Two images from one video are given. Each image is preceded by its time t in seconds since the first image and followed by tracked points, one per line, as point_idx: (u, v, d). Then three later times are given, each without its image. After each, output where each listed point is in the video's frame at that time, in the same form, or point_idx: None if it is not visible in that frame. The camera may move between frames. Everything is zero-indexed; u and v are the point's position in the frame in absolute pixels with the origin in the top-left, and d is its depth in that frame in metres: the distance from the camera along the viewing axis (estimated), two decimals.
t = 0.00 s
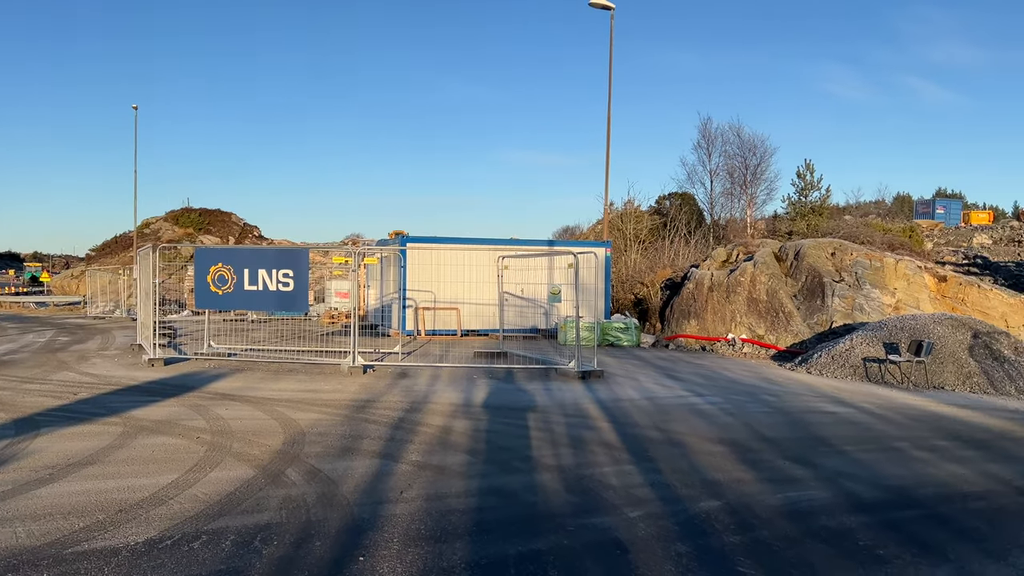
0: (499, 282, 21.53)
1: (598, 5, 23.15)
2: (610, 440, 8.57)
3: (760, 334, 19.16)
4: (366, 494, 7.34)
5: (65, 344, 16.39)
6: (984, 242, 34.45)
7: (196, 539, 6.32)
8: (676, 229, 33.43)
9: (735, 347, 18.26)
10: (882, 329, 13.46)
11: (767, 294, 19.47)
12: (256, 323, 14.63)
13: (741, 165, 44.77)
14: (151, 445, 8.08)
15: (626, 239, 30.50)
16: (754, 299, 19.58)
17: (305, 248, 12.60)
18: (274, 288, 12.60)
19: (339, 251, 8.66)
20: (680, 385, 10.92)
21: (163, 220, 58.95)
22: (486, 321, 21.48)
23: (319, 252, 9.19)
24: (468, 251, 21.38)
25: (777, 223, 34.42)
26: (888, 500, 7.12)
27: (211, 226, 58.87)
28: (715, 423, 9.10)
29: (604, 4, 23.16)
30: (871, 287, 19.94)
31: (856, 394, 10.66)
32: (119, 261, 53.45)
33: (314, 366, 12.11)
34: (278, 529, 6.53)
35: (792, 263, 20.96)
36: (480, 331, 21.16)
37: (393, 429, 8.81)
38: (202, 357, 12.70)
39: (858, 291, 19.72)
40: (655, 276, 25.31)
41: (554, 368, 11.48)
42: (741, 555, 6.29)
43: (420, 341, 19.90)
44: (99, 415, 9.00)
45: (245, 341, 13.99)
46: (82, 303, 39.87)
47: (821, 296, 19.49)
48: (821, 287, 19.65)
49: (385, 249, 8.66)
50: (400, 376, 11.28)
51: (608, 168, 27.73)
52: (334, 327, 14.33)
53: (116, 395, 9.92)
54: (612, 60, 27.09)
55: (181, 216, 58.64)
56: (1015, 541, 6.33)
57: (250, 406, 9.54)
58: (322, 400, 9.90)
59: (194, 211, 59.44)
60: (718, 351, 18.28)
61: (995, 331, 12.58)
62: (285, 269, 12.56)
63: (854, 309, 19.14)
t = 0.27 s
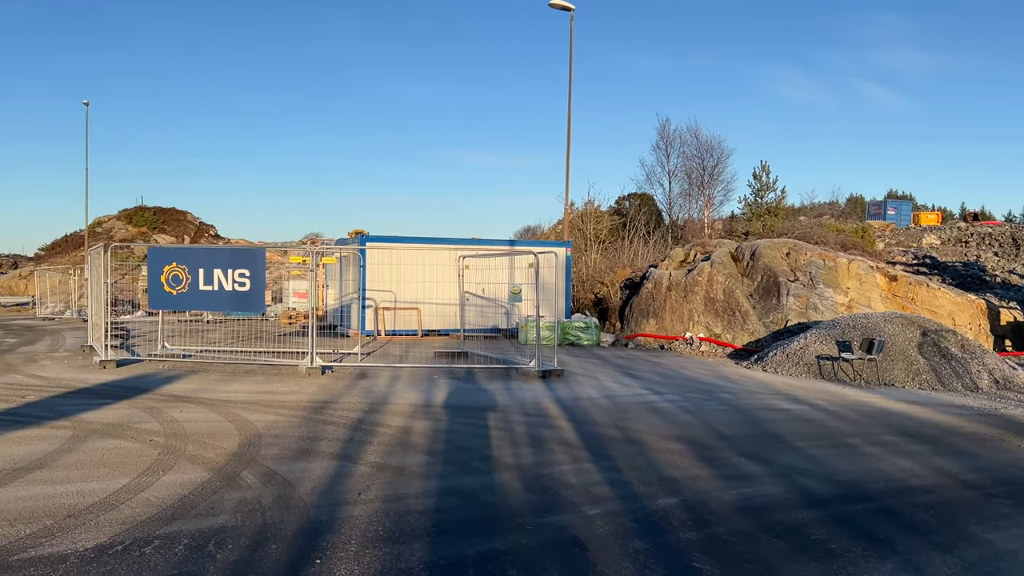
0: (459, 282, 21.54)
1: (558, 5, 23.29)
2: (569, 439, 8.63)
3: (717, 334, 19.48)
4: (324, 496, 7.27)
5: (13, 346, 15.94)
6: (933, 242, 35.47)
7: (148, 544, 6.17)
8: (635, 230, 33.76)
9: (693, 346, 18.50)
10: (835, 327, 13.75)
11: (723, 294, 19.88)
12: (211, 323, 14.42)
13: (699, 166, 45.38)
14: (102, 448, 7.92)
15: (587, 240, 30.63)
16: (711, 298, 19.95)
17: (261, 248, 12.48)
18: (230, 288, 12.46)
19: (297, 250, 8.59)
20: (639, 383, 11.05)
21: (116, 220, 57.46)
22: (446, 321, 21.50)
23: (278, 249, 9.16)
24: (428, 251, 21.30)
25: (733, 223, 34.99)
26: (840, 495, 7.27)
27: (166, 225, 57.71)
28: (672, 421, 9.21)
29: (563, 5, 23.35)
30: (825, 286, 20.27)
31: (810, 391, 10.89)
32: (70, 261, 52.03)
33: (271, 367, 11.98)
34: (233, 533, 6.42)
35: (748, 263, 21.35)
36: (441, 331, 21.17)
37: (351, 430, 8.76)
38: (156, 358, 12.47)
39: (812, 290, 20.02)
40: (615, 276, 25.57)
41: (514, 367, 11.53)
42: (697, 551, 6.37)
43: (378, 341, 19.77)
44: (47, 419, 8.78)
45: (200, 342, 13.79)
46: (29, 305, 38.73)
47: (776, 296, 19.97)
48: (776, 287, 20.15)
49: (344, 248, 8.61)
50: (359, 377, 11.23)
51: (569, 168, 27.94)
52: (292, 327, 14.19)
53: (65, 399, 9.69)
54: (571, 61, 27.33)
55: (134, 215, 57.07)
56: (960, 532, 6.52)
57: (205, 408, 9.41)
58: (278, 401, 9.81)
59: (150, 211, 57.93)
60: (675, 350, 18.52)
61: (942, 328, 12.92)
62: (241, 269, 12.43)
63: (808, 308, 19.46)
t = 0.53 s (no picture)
0: (425, 282, 21.66)
1: (524, 5, 23.38)
2: (535, 439, 8.66)
3: (681, 333, 19.63)
4: (286, 499, 7.20)
5: None
6: (891, 242, 36.24)
7: (104, 549, 6.03)
8: (600, 230, 33.94)
9: (658, 346, 18.67)
10: (796, 327, 13.95)
11: (687, 293, 20.13)
12: (172, 324, 14.20)
13: (663, 168, 45.79)
14: (58, 453, 7.76)
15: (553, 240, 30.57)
16: (675, 298, 20.17)
17: (223, 248, 12.31)
18: (191, 289, 12.29)
19: (259, 250, 8.51)
20: (604, 383, 11.13)
21: (72, 220, 55.98)
22: (411, 321, 21.67)
23: (242, 248, 9.08)
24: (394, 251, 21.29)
25: (697, 224, 35.36)
26: (800, 492, 7.38)
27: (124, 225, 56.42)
28: (637, 420, 9.29)
29: (529, 5, 23.43)
30: (786, 286, 20.72)
31: (771, 390, 11.05)
32: (25, 262, 50.62)
33: (233, 369, 11.84)
34: (193, 537, 6.31)
35: (712, 263, 21.55)
36: (406, 332, 21.37)
37: (314, 432, 8.71)
38: (115, 360, 12.26)
39: (774, 290, 20.45)
40: (580, 276, 25.70)
41: (480, 368, 11.56)
42: (660, 549, 6.43)
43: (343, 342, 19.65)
44: None
45: (160, 343, 13.58)
46: None
47: (737, 296, 20.21)
48: (738, 286, 20.42)
49: (307, 249, 8.53)
50: (323, 378, 11.17)
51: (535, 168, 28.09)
52: (255, 328, 13.94)
53: (20, 402, 9.47)
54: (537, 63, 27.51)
55: (92, 215, 55.70)
56: (916, 527, 6.65)
57: (165, 410, 9.28)
58: (240, 403, 9.71)
59: (108, 211, 56.65)
60: (640, 349, 18.69)
61: (900, 327, 13.19)
62: (202, 269, 12.26)
63: (770, 307, 19.75)
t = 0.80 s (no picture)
0: (391, 282, 21.58)
1: (489, 6, 23.47)
2: (500, 438, 8.67)
3: (645, 332, 19.82)
4: (248, 501, 7.11)
5: None
6: (850, 243, 36.98)
7: (59, 555, 5.88)
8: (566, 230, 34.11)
9: (622, 344, 18.82)
10: (758, 326, 14.15)
11: (651, 293, 20.23)
12: (131, 325, 13.96)
13: (628, 169, 46.17)
14: (11, 457, 7.58)
15: (519, 240, 30.60)
16: (640, 298, 20.27)
17: (183, 247, 12.19)
18: (150, 289, 12.14)
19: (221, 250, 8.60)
20: (569, 382, 11.21)
21: (26, 220, 54.49)
22: (376, 322, 21.48)
23: (205, 246, 9.09)
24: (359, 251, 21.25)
25: (661, 224, 35.72)
26: (761, 488, 7.49)
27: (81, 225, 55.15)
28: (601, 419, 9.35)
29: (495, 5, 23.53)
30: (748, 285, 21.02)
31: (733, 388, 11.21)
32: None
33: (194, 371, 11.69)
34: (151, 541, 6.19)
35: (675, 263, 21.88)
36: (371, 332, 21.19)
37: (277, 434, 8.63)
38: (71, 362, 12.03)
39: (736, 289, 20.70)
40: (547, 276, 25.79)
41: (446, 368, 11.57)
42: (624, 547, 6.47)
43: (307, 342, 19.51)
44: None
45: (118, 345, 13.35)
46: None
47: (701, 295, 20.44)
48: (701, 286, 20.65)
49: (269, 249, 8.58)
50: (286, 379, 11.08)
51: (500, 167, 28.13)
52: (216, 328, 13.70)
53: None
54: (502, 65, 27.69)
55: (48, 214, 54.30)
56: (873, 522, 6.78)
57: (123, 413, 9.13)
58: (201, 405, 9.60)
59: (66, 210, 55.31)
60: (605, 348, 18.83)
61: (858, 326, 13.45)
62: (162, 269, 12.13)
63: (732, 307, 20.06)
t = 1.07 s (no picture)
0: (349, 282, 21.53)
1: (450, 5, 23.47)
2: (458, 439, 8.66)
3: (604, 331, 20.05)
4: (201, 505, 6.97)
5: None
6: (803, 243, 37.76)
7: (2, 563, 5.69)
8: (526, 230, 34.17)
9: (581, 343, 18.96)
10: (714, 325, 14.32)
11: (609, 292, 20.53)
12: (81, 326, 13.63)
13: (587, 169, 46.54)
14: None
15: (479, 240, 30.42)
16: (599, 298, 20.54)
17: (135, 246, 11.92)
18: (100, 289, 11.85)
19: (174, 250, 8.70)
20: (528, 382, 11.25)
21: None
22: (334, 322, 21.40)
23: (159, 246, 9.09)
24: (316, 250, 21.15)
25: (620, 224, 36.07)
26: (717, 485, 7.58)
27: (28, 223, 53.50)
28: (560, 418, 9.40)
29: (455, 5, 23.53)
30: (704, 285, 21.28)
31: (690, 386, 11.36)
32: None
33: (147, 373, 11.46)
34: (100, 548, 6.02)
35: (633, 263, 22.04)
36: (329, 332, 21.13)
37: (232, 437, 8.51)
38: (16, 364, 11.71)
39: (693, 289, 20.91)
40: (507, 276, 25.80)
41: (405, 368, 11.54)
42: (582, 546, 6.50)
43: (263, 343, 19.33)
44: None
45: (68, 346, 13.01)
46: None
47: (658, 295, 20.63)
48: (659, 285, 20.87)
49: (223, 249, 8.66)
50: (241, 381, 10.94)
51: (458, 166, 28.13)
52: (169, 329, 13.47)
53: None
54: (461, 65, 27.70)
55: None
56: (825, 517, 6.92)
57: (71, 416, 8.91)
58: (152, 407, 9.42)
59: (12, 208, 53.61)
60: (565, 348, 18.95)
61: (811, 325, 13.70)
62: (113, 269, 11.85)
63: (689, 306, 20.29)
